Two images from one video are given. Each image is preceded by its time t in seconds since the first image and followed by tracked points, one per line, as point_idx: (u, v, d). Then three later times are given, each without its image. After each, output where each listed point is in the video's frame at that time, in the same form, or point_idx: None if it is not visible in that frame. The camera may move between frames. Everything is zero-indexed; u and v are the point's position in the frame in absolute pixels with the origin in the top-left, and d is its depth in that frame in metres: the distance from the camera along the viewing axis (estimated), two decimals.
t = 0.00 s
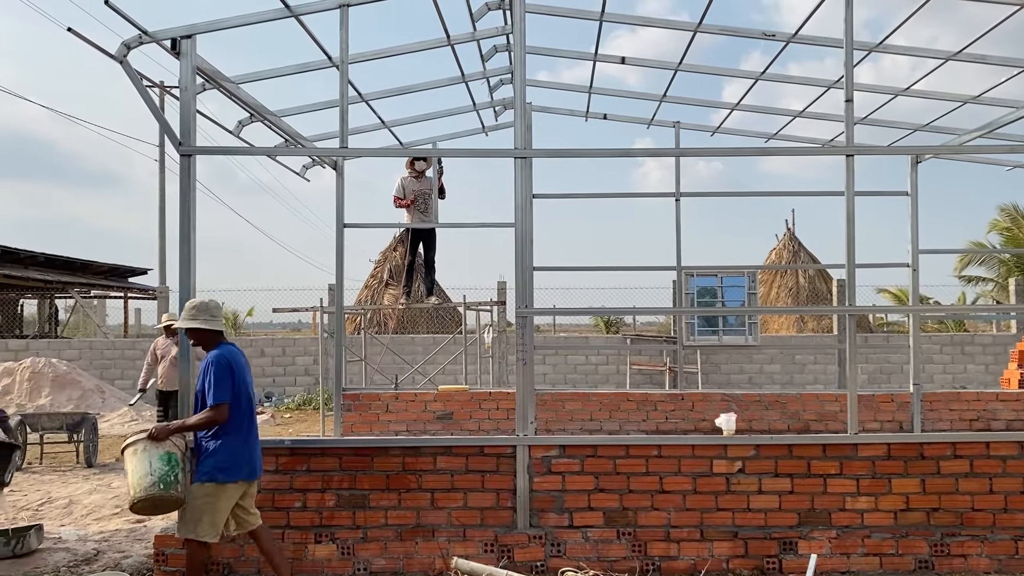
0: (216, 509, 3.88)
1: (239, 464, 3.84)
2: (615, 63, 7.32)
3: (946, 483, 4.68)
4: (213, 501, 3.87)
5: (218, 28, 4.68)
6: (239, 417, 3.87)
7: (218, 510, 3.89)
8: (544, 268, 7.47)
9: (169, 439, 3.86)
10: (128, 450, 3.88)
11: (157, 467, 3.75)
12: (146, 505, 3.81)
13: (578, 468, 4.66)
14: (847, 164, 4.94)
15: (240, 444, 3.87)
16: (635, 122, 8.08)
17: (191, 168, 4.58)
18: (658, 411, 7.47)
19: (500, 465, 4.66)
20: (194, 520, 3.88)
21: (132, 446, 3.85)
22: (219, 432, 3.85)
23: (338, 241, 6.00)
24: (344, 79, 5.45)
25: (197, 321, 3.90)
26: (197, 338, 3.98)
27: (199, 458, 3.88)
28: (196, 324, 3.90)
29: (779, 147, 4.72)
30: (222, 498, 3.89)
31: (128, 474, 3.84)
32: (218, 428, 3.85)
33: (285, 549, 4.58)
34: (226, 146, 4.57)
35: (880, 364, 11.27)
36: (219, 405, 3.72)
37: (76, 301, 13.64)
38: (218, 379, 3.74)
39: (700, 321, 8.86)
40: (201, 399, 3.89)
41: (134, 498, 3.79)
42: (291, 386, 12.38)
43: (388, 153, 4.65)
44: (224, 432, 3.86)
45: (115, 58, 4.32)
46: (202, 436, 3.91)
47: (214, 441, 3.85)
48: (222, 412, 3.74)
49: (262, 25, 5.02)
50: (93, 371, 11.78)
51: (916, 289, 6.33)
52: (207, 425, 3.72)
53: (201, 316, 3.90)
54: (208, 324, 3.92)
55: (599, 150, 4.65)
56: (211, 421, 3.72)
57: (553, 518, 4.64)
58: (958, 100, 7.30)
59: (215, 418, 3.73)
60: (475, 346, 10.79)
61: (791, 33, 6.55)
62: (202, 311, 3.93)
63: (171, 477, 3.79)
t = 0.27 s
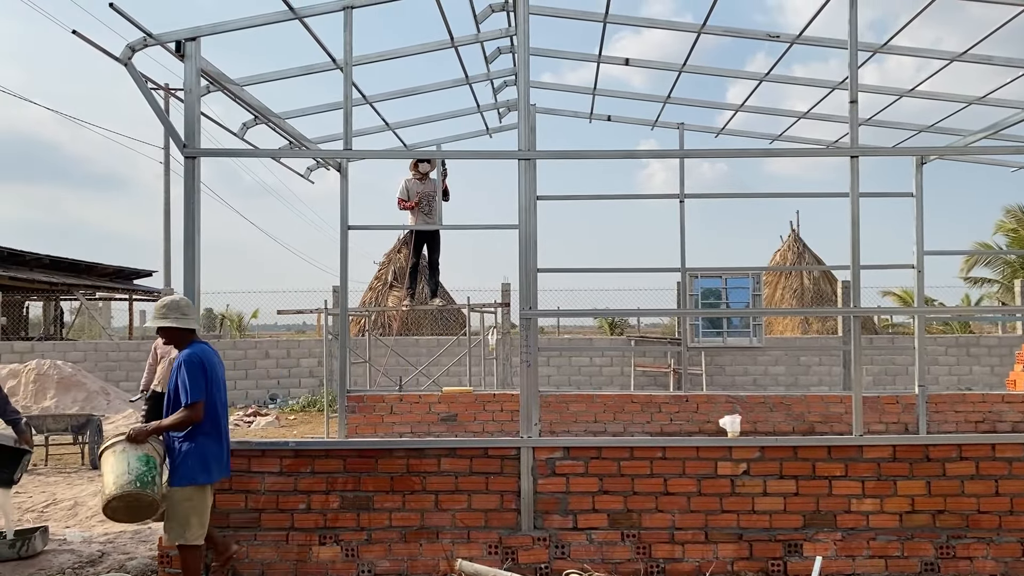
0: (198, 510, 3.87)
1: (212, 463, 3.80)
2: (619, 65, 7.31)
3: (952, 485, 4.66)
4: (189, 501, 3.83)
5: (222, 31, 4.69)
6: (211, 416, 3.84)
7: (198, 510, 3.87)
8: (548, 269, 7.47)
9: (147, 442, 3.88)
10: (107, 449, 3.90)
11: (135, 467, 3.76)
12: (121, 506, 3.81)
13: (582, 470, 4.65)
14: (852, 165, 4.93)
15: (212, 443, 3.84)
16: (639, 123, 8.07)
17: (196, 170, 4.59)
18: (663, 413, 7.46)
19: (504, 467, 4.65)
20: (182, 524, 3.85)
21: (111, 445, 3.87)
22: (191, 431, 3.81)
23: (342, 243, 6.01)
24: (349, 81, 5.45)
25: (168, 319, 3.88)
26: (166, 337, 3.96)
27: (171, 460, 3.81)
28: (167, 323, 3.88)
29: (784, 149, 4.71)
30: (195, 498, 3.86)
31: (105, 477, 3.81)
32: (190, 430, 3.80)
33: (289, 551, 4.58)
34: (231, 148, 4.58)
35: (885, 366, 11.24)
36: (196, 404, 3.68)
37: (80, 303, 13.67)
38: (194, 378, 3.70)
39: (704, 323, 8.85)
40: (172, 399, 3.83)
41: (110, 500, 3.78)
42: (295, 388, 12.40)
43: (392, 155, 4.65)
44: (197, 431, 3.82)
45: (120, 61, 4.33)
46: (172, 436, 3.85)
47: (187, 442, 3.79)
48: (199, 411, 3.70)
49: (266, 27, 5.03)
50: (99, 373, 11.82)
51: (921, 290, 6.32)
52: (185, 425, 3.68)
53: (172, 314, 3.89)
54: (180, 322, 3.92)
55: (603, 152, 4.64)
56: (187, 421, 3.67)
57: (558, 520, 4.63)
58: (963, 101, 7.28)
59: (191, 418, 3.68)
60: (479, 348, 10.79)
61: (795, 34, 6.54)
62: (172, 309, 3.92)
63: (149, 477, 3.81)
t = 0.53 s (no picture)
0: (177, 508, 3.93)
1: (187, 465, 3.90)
2: (623, 66, 7.31)
3: (957, 486, 4.64)
4: (168, 502, 3.90)
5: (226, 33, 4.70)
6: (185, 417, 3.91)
7: (181, 510, 3.94)
8: (552, 270, 7.47)
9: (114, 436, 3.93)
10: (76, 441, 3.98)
11: (94, 457, 3.82)
12: (79, 498, 3.84)
13: (587, 472, 4.64)
14: (857, 166, 4.92)
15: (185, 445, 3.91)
16: (643, 124, 8.07)
17: (200, 172, 4.60)
18: (667, 414, 7.45)
19: (508, 469, 4.65)
20: (168, 526, 3.91)
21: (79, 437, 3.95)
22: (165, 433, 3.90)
23: (346, 245, 6.01)
24: (353, 83, 5.46)
25: (144, 321, 3.92)
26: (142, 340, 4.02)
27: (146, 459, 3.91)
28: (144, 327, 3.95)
29: (788, 150, 4.70)
30: (177, 498, 3.94)
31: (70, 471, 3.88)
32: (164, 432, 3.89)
33: (293, 552, 4.59)
34: (235, 150, 4.59)
35: (890, 367, 11.21)
36: (167, 406, 3.77)
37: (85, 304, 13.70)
38: (168, 382, 3.79)
39: (709, 324, 8.84)
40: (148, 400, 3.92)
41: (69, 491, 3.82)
42: (299, 389, 12.42)
43: (395, 157, 4.65)
44: (171, 434, 3.91)
45: (125, 63, 4.35)
46: (149, 437, 3.95)
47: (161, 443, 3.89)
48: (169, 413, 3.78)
49: (270, 29, 5.04)
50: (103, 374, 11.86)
51: (926, 292, 6.31)
52: (156, 426, 3.77)
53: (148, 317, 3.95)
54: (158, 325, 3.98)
55: (606, 153, 4.64)
56: (160, 424, 3.75)
57: (562, 522, 4.62)
58: (968, 101, 7.26)
59: (163, 420, 3.76)
60: (483, 350, 10.80)
61: (799, 35, 6.53)
62: (147, 311, 3.96)
63: (108, 470, 3.84)
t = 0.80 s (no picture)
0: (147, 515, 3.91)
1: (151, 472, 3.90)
2: (627, 66, 7.30)
3: (962, 487, 4.63)
4: (139, 511, 3.88)
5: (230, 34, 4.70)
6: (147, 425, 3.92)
7: (155, 517, 3.93)
8: (555, 271, 7.47)
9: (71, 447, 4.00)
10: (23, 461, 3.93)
11: (58, 474, 3.90)
12: (46, 516, 3.92)
13: (591, 473, 4.64)
14: (861, 166, 4.91)
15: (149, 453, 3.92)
16: (647, 125, 8.06)
17: (204, 173, 4.61)
18: (671, 415, 7.44)
19: (512, 470, 4.65)
20: (146, 534, 3.89)
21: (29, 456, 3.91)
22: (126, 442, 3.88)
23: (350, 245, 6.02)
24: (356, 83, 5.47)
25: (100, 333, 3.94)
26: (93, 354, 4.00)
27: (106, 471, 3.87)
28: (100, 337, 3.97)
29: (792, 150, 4.69)
30: (147, 506, 3.92)
31: (25, 488, 3.92)
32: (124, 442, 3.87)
33: (297, 553, 4.59)
34: (239, 151, 4.60)
35: (894, 368, 11.19)
36: (131, 413, 3.77)
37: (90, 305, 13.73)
38: (130, 389, 3.79)
39: (712, 325, 8.83)
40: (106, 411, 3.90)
41: (33, 510, 3.89)
42: (303, 390, 12.43)
43: (399, 158, 4.66)
44: (131, 443, 3.89)
45: (129, 64, 4.36)
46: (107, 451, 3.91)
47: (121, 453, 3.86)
48: (132, 420, 3.78)
49: (274, 30, 5.05)
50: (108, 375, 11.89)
51: (930, 292, 6.29)
52: (119, 435, 3.75)
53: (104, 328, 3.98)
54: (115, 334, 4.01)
55: (610, 153, 4.64)
56: (124, 432, 3.74)
57: (566, 523, 4.62)
58: (973, 101, 7.23)
59: (127, 428, 3.76)
60: (487, 350, 10.80)
61: (803, 35, 6.52)
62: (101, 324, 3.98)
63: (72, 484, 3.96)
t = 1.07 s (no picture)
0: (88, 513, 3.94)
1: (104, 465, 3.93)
2: (630, 66, 7.29)
3: (968, 487, 4.61)
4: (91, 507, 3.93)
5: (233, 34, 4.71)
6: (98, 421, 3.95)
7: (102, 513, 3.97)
8: (559, 271, 7.46)
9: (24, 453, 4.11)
10: None
11: (23, 485, 4.80)
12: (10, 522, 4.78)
13: (595, 473, 4.63)
14: (865, 165, 4.90)
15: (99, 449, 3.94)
16: (650, 124, 8.05)
17: (208, 173, 4.62)
18: (675, 415, 7.42)
19: (516, 470, 4.65)
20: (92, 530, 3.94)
21: None
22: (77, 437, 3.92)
23: (354, 246, 6.03)
24: (360, 84, 5.47)
25: (53, 332, 4.05)
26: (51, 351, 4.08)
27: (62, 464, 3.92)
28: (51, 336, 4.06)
29: (796, 149, 4.68)
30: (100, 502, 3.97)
31: None
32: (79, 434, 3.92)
33: (301, 553, 4.60)
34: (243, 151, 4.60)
35: (899, 367, 11.16)
36: (81, 406, 3.81)
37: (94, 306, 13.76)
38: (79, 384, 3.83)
39: (717, 324, 8.82)
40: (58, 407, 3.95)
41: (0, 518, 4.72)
42: (308, 390, 12.45)
43: (403, 158, 4.66)
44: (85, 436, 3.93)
45: (133, 65, 4.36)
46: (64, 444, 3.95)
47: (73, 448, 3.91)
48: (85, 413, 3.82)
49: (277, 30, 5.05)
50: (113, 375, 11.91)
51: (935, 291, 6.27)
52: (71, 429, 3.79)
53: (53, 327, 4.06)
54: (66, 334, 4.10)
55: (613, 153, 4.63)
56: (76, 426, 3.79)
57: (570, 523, 4.61)
58: (978, 100, 7.21)
59: (80, 422, 3.80)
60: (490, 350, 10.80)
61: (807, 34, 6.50)
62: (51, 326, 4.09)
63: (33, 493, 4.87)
